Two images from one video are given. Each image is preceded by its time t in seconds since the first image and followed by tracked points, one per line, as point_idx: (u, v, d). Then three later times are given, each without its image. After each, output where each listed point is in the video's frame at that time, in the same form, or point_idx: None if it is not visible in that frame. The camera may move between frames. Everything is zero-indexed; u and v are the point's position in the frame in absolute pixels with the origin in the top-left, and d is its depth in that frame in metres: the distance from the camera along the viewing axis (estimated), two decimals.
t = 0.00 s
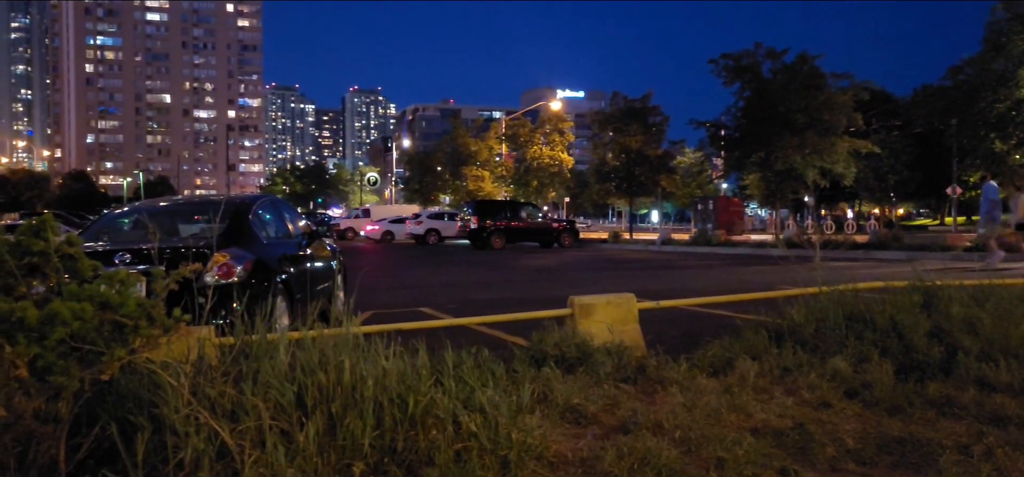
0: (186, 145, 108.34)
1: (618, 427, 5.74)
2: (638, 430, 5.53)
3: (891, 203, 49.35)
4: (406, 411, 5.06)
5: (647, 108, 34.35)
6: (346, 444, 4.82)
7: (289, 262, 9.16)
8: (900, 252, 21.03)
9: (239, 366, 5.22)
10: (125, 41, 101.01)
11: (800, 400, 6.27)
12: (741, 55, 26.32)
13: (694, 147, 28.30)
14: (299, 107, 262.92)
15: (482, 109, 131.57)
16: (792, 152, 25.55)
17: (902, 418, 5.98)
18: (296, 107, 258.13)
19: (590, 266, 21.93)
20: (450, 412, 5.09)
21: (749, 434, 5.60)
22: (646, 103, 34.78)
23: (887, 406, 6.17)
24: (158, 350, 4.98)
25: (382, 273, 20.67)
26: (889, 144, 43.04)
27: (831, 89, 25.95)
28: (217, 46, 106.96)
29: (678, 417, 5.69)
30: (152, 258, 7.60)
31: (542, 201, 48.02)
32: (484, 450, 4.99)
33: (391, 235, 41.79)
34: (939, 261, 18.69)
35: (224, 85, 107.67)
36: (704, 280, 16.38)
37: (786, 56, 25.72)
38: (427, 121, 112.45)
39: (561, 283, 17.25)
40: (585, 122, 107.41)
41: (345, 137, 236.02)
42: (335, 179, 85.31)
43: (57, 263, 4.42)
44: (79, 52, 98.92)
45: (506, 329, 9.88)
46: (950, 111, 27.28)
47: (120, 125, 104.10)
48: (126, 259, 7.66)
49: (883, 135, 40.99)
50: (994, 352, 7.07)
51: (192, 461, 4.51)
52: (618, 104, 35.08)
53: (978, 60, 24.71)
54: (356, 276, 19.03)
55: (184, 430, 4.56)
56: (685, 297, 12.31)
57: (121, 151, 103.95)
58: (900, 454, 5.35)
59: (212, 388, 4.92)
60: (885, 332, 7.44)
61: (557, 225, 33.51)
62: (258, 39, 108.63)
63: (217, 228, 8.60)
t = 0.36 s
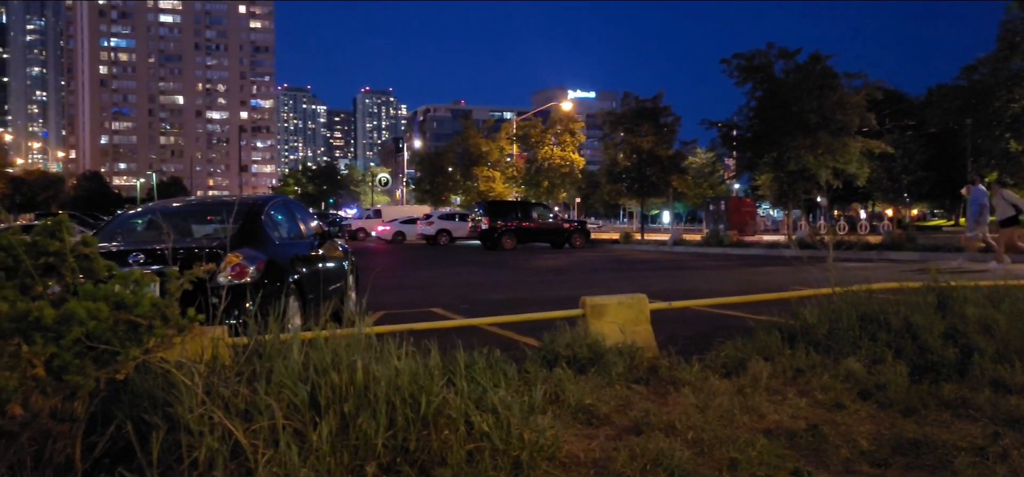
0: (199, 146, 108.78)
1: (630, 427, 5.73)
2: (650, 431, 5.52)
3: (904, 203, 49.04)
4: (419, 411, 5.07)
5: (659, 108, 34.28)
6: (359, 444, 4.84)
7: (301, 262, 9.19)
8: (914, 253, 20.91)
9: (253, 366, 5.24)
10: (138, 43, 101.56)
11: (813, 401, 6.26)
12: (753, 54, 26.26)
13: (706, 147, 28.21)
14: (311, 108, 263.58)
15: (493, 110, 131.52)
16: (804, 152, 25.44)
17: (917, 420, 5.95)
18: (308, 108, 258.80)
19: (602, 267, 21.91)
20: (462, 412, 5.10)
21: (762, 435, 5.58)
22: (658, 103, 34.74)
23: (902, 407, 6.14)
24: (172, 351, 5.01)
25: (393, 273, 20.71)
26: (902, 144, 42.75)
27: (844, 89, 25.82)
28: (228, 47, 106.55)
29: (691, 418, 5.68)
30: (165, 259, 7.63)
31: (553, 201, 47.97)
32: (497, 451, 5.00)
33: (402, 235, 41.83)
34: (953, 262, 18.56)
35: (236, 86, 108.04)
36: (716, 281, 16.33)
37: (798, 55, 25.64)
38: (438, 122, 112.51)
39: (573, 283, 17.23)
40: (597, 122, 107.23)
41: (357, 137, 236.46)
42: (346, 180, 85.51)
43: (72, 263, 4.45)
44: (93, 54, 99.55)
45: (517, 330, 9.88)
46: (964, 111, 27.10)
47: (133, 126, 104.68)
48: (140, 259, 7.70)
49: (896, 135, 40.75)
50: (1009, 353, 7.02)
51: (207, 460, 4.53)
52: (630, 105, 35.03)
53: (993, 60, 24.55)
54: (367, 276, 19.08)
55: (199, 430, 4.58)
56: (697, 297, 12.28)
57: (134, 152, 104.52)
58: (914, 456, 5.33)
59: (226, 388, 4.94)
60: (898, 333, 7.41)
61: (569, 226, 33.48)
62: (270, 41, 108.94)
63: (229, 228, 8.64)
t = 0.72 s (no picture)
0: (217, 147, 109.47)
1: (645, 428, 5.72)
2: (666, 432, 5.51)
3: (924, 205, 48.65)
4: (434, 411, 5.09)
5: (675, 109, 34.23)
6: (374, 443, 4.87)
7: (318, 263, 9.24)
8: (933, 255, 20.76)
9: (271, 365, 5.28)
10: (157, 45, 102.42)
11: (830, 402, 6.23)
12: (770, 55, 26.20)
13: (723, 148, 28.13)
14: (328, 109, 264.47)
15: (509, 111, 131.58)
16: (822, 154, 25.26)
17: (935, 422, 5.92)
18: (324, 110, 259.73)
19: (617, 268, 21.89)
20: (478, 412, 5.11)
21: (778, 436, 5.56)
22: (674, 104, 34.67)
23: (920, 410, 6.11)
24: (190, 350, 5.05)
25: (409, 274, 20.78)
26: (922, 145, 42.41)
27: (862, 90, 25.70)
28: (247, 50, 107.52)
29: (707, 420, 5.66)
30: (183, 260, 7.70)
31: (569, 203, 47.94)
32: (512, 451, 5.01)
33: (418, 236, 41.93)
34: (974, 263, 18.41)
35: (253, 87, 108.59)
36: (733, 283, 16.26)
37: (816, 56, 25.51)
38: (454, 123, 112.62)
39: (590, 285, 17.22)
40: (613, 123, 107.07)
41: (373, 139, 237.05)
42: (363, 181, 85.78)
43: (93, 264, 4.49)
44: (113, 57, 100.50)
45: (534, 332, 9.88)
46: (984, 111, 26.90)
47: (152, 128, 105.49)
48: (159, 260, 7.78)
49: (915, 136, 40.48)
50: None
51: (225, 458, 4.57)
52: (646, 105, 34.96)
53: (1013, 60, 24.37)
54: (383, 277, 19.18)
55: (217, 429, 4.62)
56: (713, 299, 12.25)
57: (153, 153, 105.32)
58: (933, 458, 5.29)
59: (244, 387, 4.98)
60: (916, 335, 7.36)
61: (585, 227, 33.45)
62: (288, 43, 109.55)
63: (247, 229, 8.70)
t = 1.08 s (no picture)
0: (231, 148, 109.96)
1: (660, 430, 5.71)
2: (680, 435, 5.50)
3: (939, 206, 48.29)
4: (449, 412, 5.10)
5: (688, 110, 34.15)
6: (389, 444, 4.90)
7: (331, 264, 9.27)
8: (949, 257, 20.61)
9: (286, 367, 5.30)
10: (172, 47, 103.00)
11: (846, 405, 6.20)
12: (784, 56, 26.11)
13: (737, 150, 28.04)
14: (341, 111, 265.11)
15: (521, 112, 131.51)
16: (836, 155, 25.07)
17: (952, 426, 5.88)
18: (337, 111, 260.39)
19: (629, 269, 21.85)
20: (492, 414, 5.12)
21: (793, 439, 5.54)
22: (687, 105, 34.58)
23: (937, 413, 6.07)
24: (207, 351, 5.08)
25: (421, 275, 20.80)
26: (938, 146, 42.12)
27: (877, 91, 25.56)
28: (260, 51, 107.93)
29: (722, 422, 5.65)
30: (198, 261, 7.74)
31: (581, 204, 47.88)
32: (527, 452, 5.02)
33: (431, 238, 41.98)
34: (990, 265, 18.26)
35: (267, 89, 108.97)
36: (748, 285, 16.17)
37: (830, 57, 25.38)
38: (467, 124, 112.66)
39: (603, 286, 17.19)
40: (625, 124, 106.80)
41: (386, 140, 237.46)
42: (375, 182, 85.95)
43: (111, 264, 4.52)
44: (128, 59, 101.15)
45: (547, 333, 9.87)
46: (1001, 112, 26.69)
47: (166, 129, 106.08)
48: (174, 261, 7.84)
49: (930, 137, 40.22)
50: None
51: (242, 458, 4.60)
52: (658, 107, 34.88)
53: None
54: (396, 278, 19.21)
55: (234, 429, 4.65)
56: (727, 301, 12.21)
57: (167, 154, 105.92)
58: (950, 462, 5.26)
59: (261, 388, 5.01)
60: (933, 338, 7.32)
61: (597, 228, 33.40)
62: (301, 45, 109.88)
63: (261, 230, 8.75)
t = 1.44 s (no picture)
0: (257, 151, 110.78)
1: (687, 434, 5.67)
2: (707, 438, 5.46)
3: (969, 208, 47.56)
4: (475, 415, 5.13)
5: (713, 111, 33.98)
6: (416, 444, 4.93)
7: (356, 266, 9.31)
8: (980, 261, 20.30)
9: (313, 367, 5.33)
10: (199, 51, 104.06)
11: (876, 410, 6.13)
12: (811, 57, 25.91)
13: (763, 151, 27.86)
14: (365, 113, 266.31)
15: (545, 115, 131.41)
16: (864, 157, 24.84)
17: (986, 431, 5.79)
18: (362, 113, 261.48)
19: (654, 272, 21.75)
20: (519, 415, 5.15)
21: (823, 443, 5.49)
22: (713, 106, 34.38)
23: (968, 418, 5.99)
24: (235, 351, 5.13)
25: (446, 277, 20.83)
26: (968, 147, 41.49)
27: (906, 91, 25.30)
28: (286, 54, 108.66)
29: (750, 425, 5.60)
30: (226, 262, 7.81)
31: (605, 206, 47.72)
32: (552, 455, 5.01)
33: (455, 240, 42.03)
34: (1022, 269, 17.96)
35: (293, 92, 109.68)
36: (775, 288, 16.02)
37: (858, 57, 25.13)
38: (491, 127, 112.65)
39: (628, 289, 17.10)
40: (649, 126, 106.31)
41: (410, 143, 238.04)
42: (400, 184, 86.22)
43: (142, 265, 4.57)
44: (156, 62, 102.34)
45: (571, 335, 9.85)
46: None
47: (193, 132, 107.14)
48: (203, 262, 7.93)
49: (961, 138, 39.63)
50: None
51: (270, 458, 4.65)
52: (683, 108, 34.71)
53: None
54: (420, 280, 19.23)
55: (262, 430, 4.70)
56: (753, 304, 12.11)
57: (194, 157, 106.99)
58: (982, 468, 5.18)
59: (288, 388, 5.04)
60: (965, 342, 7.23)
61: (621, 230, 33.26)
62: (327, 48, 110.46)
63: (288, 232, 8.81)
